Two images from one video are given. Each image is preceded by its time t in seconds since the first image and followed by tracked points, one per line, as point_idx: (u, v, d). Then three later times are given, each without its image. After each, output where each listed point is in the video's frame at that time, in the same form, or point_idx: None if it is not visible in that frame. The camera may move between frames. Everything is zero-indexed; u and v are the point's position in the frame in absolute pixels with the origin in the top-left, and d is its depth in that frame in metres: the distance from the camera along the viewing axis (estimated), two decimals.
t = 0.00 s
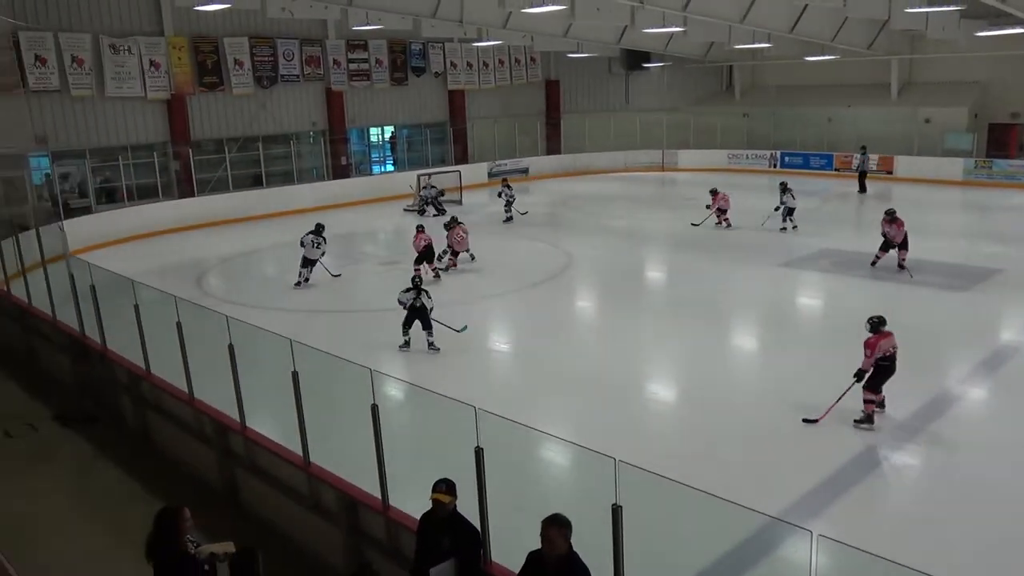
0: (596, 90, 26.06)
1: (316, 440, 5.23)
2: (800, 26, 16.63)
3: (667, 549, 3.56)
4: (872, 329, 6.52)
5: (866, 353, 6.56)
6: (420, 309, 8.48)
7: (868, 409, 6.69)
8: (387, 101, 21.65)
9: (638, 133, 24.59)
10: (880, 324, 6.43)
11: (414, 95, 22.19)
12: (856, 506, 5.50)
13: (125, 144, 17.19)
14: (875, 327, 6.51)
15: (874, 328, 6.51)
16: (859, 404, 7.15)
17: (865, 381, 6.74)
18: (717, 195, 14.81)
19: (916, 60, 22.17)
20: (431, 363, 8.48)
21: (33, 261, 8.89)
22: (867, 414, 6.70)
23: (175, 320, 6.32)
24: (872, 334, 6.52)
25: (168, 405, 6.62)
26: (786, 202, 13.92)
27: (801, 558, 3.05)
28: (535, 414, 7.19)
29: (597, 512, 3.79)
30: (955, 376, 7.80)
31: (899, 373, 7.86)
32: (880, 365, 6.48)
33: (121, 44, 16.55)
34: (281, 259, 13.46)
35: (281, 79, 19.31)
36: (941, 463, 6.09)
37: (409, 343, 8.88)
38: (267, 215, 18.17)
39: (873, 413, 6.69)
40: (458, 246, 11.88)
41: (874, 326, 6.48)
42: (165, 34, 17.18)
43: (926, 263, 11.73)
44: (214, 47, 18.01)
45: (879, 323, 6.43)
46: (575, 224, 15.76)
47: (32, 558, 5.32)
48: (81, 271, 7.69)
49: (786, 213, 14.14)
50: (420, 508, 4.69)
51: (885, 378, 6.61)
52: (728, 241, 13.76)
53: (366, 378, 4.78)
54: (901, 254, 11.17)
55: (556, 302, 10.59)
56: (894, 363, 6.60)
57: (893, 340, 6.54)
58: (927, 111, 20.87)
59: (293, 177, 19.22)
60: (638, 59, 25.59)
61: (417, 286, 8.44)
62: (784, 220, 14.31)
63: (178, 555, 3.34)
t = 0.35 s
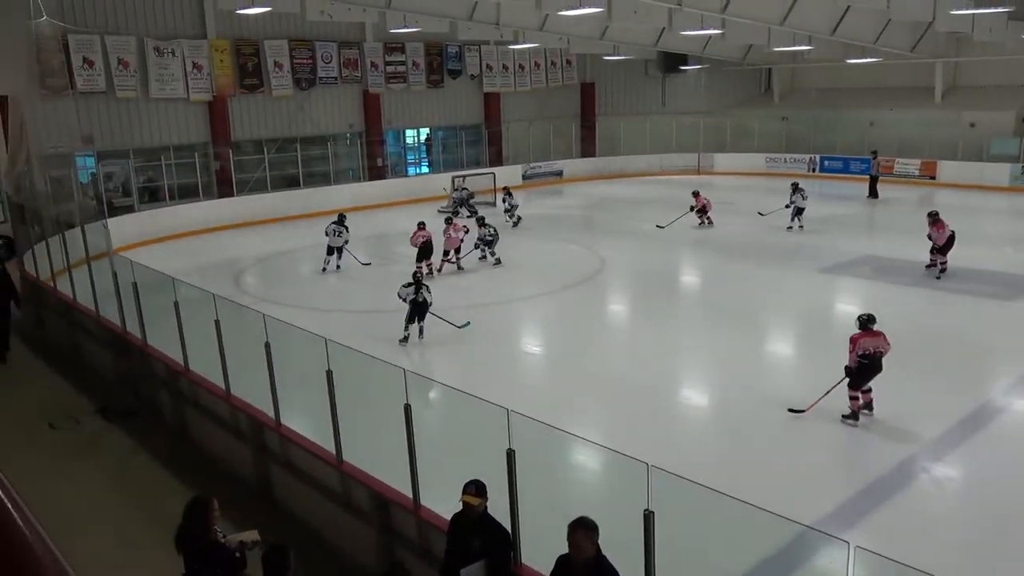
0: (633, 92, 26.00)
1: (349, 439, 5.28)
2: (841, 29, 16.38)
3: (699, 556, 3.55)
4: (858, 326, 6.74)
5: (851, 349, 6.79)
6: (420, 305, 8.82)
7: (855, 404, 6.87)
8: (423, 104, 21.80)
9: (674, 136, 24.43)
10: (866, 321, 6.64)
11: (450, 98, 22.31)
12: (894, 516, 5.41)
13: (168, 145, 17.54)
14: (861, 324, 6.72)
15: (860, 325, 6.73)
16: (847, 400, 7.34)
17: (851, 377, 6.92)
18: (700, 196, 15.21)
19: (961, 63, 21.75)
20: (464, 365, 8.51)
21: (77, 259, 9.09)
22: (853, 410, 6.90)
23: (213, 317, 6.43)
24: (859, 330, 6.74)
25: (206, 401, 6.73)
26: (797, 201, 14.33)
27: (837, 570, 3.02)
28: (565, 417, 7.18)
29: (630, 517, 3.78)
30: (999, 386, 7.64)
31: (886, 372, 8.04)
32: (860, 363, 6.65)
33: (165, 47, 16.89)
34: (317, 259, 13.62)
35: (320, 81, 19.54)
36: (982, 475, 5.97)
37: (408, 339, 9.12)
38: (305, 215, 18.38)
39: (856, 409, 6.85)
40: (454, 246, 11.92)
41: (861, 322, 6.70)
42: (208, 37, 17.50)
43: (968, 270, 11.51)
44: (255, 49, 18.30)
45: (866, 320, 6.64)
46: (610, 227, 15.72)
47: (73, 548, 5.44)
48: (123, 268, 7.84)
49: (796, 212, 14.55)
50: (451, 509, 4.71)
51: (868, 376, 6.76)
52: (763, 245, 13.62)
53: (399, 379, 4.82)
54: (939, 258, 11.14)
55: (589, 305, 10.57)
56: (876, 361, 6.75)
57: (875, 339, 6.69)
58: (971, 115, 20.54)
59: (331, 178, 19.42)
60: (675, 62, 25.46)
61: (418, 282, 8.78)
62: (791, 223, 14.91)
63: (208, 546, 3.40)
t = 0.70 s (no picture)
0: (656, 94, 25.94)
1: (370, 440, 5.29)
2: (867, 30, 16.23)
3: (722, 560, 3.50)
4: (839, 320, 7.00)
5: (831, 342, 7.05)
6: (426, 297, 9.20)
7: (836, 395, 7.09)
8: (446, 106, 21.86)
9: (697, 138, 24.34)
10: (843, 314, 6.89)
11: (473, 100, 22.36)
12: (919, 523, 5.34)
13: (193, 146, 17.72)
14: (841, 318, 6.97)
15: (841, 318, 6.99)
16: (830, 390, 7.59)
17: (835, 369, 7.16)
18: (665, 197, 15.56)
19: (988, 64, 21.49)
20: (486, 367, 8.52)
21: (104, 259, 9.19)
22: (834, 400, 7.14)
23: (236, 317, 6.47)
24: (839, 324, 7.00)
25: (228, 402, 6.77)
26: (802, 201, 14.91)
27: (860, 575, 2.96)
28: (589, 420, 7.16)
29: (651, 521, 3.75)
30: None
31: (877, 368, 8.17)
32: (843, 357, 6.88)
33: (191, 50, 17.08)
34: (340, 260, 13.70)
35: (343, 84, 19.65)
36: (1009, 482, 5.87)
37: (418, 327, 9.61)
38: (327, 217, 18.47)
39: (838, 400, 7.10)
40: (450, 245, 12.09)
41: (839, 315, 6.95)
42: (233, 39, 17.67)
43: (996, 275, 11.35)
44: (279, 52, 18.44)
45: (843, 313, 6.89)
46: (633, 229, 15.70)
47: (96, 547, 5.48)
48: (148, 269, 7.91)
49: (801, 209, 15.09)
50: (472, 511, 4.70)
51: (852, 368, 7.00)
52: (787, 249, 13.52)
53: (421, 379, 4.82)
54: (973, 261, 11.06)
55: (610, 307, 10.55)
56: (859, 354, 6.96)
57: (856, 333, 6.92)
58: (999, 118, 20.02)
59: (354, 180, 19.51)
60: (698, 65, 25.39)
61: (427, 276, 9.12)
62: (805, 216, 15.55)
63: (226, 542, 3.41)
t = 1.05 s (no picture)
0: (669, 95, 25.91)
1: (384, 441, 5.31)
2: (882, 31, 16.15)
3: (735, 564, 3.48)
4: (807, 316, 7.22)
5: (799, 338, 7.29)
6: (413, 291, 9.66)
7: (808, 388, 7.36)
8: (459, 108, 21.89)
9: (710, 139, 24.29)
10: (810, 311, 7.11)
11: (487, 102, 22.40)
12: (935, 527, 5.30)
13: (208, 148, 17.81)
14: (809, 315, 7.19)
15: (809, 315, 7.21)
16: (802, 380, 7.87)
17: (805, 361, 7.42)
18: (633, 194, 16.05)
19: (1004, 65, 21.34)
20: (499, 368, 8.54)
21: (119, 260, 9.25)
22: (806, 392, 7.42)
23: (250, 317, 6.49)
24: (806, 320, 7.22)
25: (242, 402, 6.80)
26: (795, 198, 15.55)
27: None
28: (602, 421, 7.16)
29: (665, 525, 3.74)
30: None
31: (889, 371, 8.15)
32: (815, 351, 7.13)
33: (206, 51, 17.18)
34: (353, 262, 13.75)
35: (357, 85, 19.72)
36: None
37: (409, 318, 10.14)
38: (341, 218, 18.54)
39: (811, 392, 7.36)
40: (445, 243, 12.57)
41: (806, 312, 7.17)
42: (248, 41, 17.78)
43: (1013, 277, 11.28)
44: (294, 53, 18.55)
45: (811, 310, 7.11)
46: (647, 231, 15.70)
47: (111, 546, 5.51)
48: (163, 269, 7.96)
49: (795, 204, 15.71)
50: (485, 513, 4.71)
51: (822, 361, 7.27)
52: (801, 250, 13.47)
53: (433, 379, 4.82)
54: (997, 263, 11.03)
55: (623, 309, 10.55)
56: (829, 348, 7.20)
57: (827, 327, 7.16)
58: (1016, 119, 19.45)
59: (366, 181, 19.54)
60: (711, 66, 25.32)
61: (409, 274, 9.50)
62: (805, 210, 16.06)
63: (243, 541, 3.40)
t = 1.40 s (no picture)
0: (681, 97, 25.86)
1: (396, 443, 5.32)
2: (896, 31, 16.06)
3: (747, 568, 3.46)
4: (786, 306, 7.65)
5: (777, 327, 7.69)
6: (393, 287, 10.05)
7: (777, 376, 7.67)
8: (471, 110, 21.91)
9: (723, 140, 24.23)
10: (792, 301, 7.53)
11: (498, 104, 22.43)
12: (949, 530, 5.26)
13: (221, 151, 17.93)
14: (789, 305, 7.62)
15: (788, 305, 7.65)
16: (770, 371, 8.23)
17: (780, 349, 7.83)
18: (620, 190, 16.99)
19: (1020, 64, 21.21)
20: (511, 370, 8.54)
21: (133, 263, 9.32)
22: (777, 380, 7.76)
23: (263, 320, 6.51)
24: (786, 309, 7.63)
25: (255, 404, 6.82)
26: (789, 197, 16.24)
27: None
28: (614, 424, 7.14)
29: (677, 527, 3.73)
30: None
31: (901, 373, 8.11)
32: (783, 340, 7.55)
33: (220, 56, 17.23)
34: (366, 264, 13.79)
35: (369, 88, 19.76)
36: None
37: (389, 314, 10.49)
38: (353, 221, 18.58)
39: (782, 380, 7.71)
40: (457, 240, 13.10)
41: (787, 302, 7.60)
42: (261, 45, 17.86)
43: None
44: (306, 57, 18.61)
45: (791, 300, 7.53)
46: (660, 232, 15.69)
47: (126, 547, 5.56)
48: (176, 272, 7.99)
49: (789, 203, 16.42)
50: (497, 515, 4.72)
51: (792, 351, 7.65)
52: (814, 252, 13.40)
53: (444, 381, 4.81)
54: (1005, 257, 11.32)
55: (635, 311, 10.54)
56: (801, 339, 7.62)
57: (798, 318, 7.58)
58: None
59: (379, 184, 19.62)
60: (723, 67, 25.24)
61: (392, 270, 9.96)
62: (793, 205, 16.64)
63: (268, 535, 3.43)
